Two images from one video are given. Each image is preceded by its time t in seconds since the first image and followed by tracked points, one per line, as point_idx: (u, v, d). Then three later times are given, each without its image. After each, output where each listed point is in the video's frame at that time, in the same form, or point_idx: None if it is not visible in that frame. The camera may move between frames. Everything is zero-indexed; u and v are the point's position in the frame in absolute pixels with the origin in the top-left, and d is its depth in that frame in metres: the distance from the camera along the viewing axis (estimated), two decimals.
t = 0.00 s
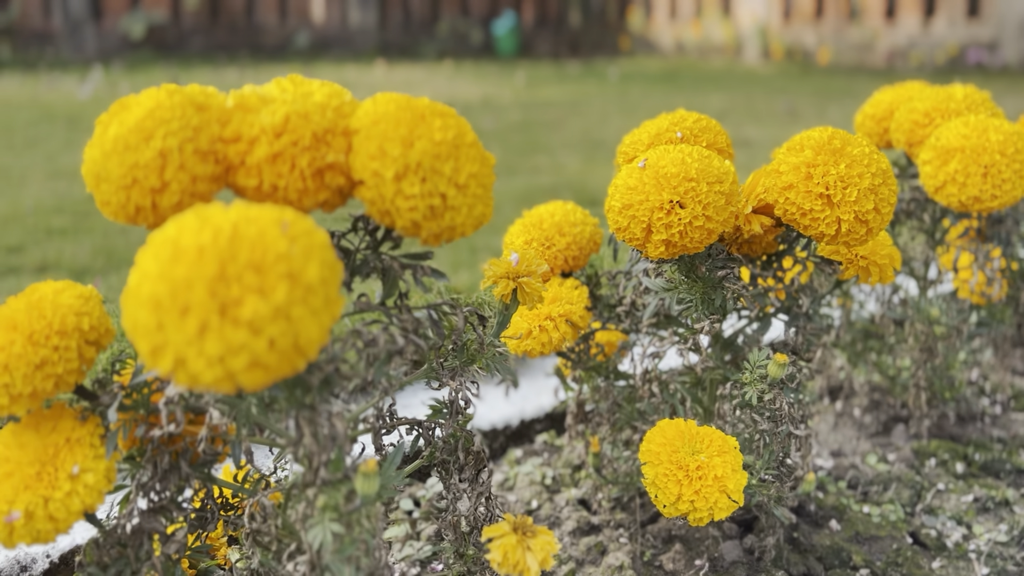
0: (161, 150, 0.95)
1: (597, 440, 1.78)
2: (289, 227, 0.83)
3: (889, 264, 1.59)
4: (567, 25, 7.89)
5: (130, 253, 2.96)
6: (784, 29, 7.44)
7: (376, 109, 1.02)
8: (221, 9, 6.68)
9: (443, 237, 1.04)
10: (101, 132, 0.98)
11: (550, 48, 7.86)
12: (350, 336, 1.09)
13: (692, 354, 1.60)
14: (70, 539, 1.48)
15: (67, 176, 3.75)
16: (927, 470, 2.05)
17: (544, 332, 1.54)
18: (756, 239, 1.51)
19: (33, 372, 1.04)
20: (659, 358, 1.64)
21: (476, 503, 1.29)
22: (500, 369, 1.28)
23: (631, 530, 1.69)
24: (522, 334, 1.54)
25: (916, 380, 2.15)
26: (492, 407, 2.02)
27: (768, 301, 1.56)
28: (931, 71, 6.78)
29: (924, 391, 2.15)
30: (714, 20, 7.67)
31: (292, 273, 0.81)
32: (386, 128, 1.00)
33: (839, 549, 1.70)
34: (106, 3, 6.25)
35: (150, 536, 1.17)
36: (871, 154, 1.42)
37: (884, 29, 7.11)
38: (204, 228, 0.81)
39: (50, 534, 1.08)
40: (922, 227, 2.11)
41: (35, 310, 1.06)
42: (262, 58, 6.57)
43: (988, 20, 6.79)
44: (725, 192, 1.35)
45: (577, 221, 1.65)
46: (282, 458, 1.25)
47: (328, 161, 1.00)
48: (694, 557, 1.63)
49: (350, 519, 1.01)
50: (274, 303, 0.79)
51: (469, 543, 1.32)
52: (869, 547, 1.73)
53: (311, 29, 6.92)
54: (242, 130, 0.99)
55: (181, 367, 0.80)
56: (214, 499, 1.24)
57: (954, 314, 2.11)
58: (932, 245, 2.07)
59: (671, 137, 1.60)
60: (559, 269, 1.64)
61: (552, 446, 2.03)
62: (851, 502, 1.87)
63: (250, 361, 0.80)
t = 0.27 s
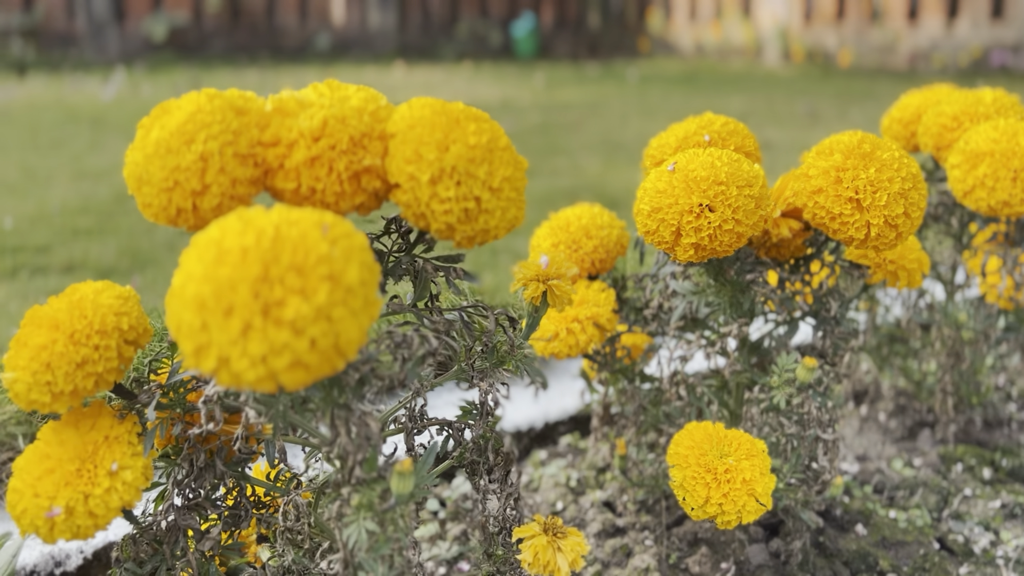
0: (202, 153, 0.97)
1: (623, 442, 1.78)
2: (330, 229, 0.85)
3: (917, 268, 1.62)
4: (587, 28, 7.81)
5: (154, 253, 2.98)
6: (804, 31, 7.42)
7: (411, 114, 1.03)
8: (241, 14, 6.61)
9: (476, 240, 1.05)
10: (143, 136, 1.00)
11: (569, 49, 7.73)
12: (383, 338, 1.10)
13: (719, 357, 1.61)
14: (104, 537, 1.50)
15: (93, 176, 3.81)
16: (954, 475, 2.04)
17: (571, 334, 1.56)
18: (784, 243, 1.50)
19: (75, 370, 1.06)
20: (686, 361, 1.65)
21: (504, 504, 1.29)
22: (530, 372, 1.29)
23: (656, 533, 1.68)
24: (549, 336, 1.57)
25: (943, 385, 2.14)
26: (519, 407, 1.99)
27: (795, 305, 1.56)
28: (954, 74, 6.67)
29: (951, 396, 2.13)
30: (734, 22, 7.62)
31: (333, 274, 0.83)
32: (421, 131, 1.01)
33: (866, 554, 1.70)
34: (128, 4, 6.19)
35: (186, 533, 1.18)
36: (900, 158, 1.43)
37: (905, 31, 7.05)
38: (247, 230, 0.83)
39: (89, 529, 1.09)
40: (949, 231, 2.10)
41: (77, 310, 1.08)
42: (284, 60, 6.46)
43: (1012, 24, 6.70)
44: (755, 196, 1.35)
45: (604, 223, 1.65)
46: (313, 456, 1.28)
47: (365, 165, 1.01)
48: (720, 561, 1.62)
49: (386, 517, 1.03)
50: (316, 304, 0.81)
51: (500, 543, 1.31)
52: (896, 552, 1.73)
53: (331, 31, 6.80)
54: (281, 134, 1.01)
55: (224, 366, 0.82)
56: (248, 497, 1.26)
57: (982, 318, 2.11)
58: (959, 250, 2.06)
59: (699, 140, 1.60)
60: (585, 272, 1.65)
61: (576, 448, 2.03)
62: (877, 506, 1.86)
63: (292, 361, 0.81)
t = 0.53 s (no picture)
0: (250, 153, 0.98)
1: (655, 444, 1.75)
2: (378, 230, 0.87)
3: (951, 271, 1.63)
4: (607, 31, 7.62)
5: (181, 252, 2.99)
6: (826, 33, 7.15)
7: (454, 115, 1.05)
8: (262, 16, 6.42)
9: (517, 240, 1.06)
10: (192, 137, 1.02)
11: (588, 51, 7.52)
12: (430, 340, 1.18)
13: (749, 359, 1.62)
14: (143, 532, 1.49)
15: (119, 177, 3.77)
16: (985, 479, 2.03)
17: (603, 335, 1.56)
18: (818, 245, 1.50)
19: (122, 366, 1.08)
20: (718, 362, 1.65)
21: (540, 502, 1.30)
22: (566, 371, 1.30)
23: (687, 534, 1.68)
24: (581, 336, 1.58)
25: (974, 388, 2.12)
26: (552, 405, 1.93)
27: (829, 307, 1.55)
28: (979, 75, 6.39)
29: (982, 400, 2.12)
30: (755, 23, 7.36)
31: (382, 273, 0.85)
32: (464, 132, 1.03)
33: (898, 557, 1.69)
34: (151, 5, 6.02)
35: (226, 527, 1.20)
36: (936, 161, 1.43)
37: (928, 34, 6.85)
38: (299, 230, 0.85)
39: (135, 522, 1.12)
40: (981, 234, 2.09)
41: (124, 307, 1.10)
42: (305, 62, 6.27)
43: None
44: (791, 198, 1.36)
45: (637, 225, 1.66)
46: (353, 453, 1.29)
47: (409, 165, 1.02)
48: (752, 563, 1.62)
49: (427, 513, 1.04)
50: (366, 302, 0.82)
51: (537, 540, 1.31)
52: (928, 556, 1.73)
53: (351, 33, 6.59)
54: (326, 135, 1.02)
55: (276, 363, 0.83)
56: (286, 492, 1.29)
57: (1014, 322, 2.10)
58: (992, 253, 2.05)
59: (732, 142, 1.60)
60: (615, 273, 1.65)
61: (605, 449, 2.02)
62: (909, 510, 1.85)
63: (342, 358, 0.83)
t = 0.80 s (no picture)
0: (298, 155, 1.01)
1: (687, 446, 1.76)
2: (426, 230, 0.88)
3: (986, 274, 1.63)
4: (625, 31, 6.81)
5: (207, 253, 2.99)
6: (848, 35, 6.62)
7: (496, 117, 1.06)
8: (283, 19, 5.69)
9: (558, 241, 1.07)
10: (240, 139, 1.05)
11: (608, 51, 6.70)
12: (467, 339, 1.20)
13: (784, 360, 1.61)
14: (180, 527, 1.39)
15: (143, 177, 3.60)
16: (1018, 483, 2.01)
17: (637, 337, 1.58)
18: (852, 248, 1.50)
19: (169, 363, 1.11)
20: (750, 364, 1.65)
21: (575, 502, 1.30)
22: (602, 372, 1.29)
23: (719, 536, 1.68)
24: (614, 339, 1.59)
25: (1006, 393, 2.11)
26: (588, 405, 1.90)
27: (863, 310, 1.54)
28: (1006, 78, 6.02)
29: (1014, 404, 2.11)
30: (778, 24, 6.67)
31: (430, 273, 0.86)
32: (506, 134, 1.04)
33: (930, 561, 1.69)
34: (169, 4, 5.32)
35: (267, 523, 1.22)
36: (973, 164, 1.43)
37: (952, 35, 6.47)
38: (349, 230, 0.87)
39: (179, 517, 1.14)
40: (1015, 238, 2.07)
41: (170, 305, 1.13)
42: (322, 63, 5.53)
43: None
44: (827, 201, 1.36)
45: (669, 226, 1.62)
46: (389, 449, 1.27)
47: (452, 167, 1.04)
48: (784, 565, 1.62)
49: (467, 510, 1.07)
50: (416, 301, 0.84)
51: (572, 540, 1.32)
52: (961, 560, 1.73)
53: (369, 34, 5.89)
54: (371, 137, 1.04)
55: (327, 359, 0.85)
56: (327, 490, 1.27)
57: None
58: None
59: (766, 145, 1.60)
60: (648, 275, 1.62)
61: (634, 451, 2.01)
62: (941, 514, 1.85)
63: (392, 357, 0.85)
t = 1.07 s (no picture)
0: (338, 158, 1.02)
1: (716, 449, 1.72)
2: (465, 232, 0.89)
3: (1019, 279, 1.61)
4: (643, 33, 6.56)
5: (232, 253, 3.02)
6: (870, 36, 6.34)
7: (532, 120, 1.07)
8: (303, 20, 5.57)
9: (593, 244, 1.07)
10: (280, 142, 1.06)
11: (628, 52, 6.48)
12: (499, 339, 1.19)
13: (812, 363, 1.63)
14: (212, 525, 1.39)
15: (168, 178, 3.60)
16: None
17: (666, 340, 1.59)
18: (883, 252, 1.50)
19: (208, 362, 1.13)
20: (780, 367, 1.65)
21: (607, 504, 1.30)
22: (633, 375, 1.28)
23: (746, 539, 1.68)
24: (643, 341, 1.59)
25: None
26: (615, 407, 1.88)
27: (893, 315, 1.54)
28: None
29: None
30: (798, 26, 6.43)
31: (470, 275, 0.87)
32: (542, 138, 1.04)
33: (960, 567, 1.68)
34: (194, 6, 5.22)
35: (300, 520, 1.24)
36: (1007, 168, 1.42)
37: (977, 37, 6.18)
38: (391, 232, 0.87)
39: (216, 514, 1.15)
40: None
41: (209, 305, 1.15)
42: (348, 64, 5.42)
43: None
44: (859, 205, 1.36)
45: (698, 229, 1.60)
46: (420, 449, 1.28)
47: (488, 171, 1.04)
48: (812, 570, 1.62)
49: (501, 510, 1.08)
50: (457, 303, 0.85)
51: (604, 542, 1.31)
52: (991, 567, 1.72)
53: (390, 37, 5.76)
54: (409, 140, 1.05)
55: (369, 360, 0.86)
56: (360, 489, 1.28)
57: None
58: None
59: (796, 148, 1.60)
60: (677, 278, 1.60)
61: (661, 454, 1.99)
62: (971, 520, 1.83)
63: (432, 357, 0.86)
